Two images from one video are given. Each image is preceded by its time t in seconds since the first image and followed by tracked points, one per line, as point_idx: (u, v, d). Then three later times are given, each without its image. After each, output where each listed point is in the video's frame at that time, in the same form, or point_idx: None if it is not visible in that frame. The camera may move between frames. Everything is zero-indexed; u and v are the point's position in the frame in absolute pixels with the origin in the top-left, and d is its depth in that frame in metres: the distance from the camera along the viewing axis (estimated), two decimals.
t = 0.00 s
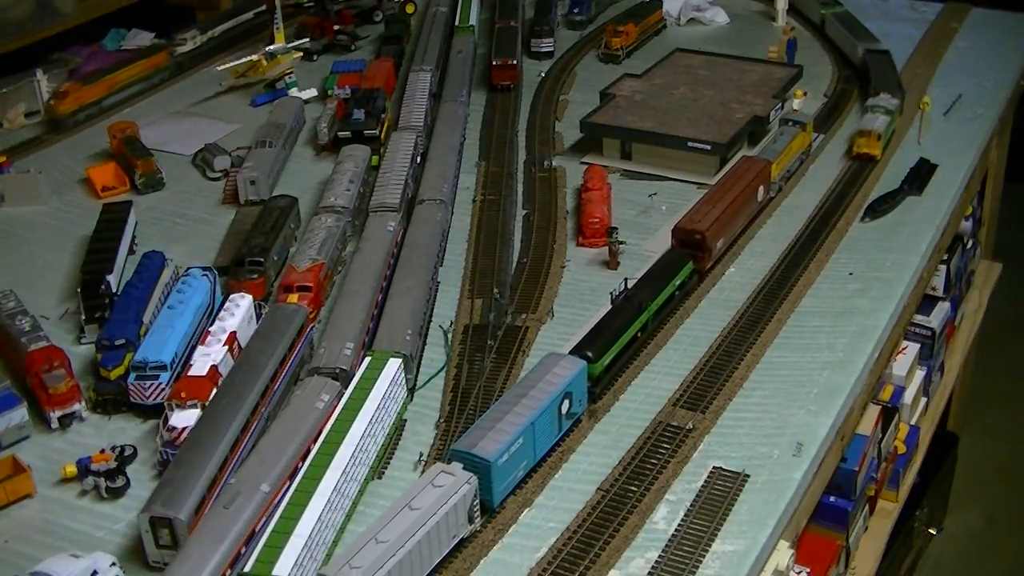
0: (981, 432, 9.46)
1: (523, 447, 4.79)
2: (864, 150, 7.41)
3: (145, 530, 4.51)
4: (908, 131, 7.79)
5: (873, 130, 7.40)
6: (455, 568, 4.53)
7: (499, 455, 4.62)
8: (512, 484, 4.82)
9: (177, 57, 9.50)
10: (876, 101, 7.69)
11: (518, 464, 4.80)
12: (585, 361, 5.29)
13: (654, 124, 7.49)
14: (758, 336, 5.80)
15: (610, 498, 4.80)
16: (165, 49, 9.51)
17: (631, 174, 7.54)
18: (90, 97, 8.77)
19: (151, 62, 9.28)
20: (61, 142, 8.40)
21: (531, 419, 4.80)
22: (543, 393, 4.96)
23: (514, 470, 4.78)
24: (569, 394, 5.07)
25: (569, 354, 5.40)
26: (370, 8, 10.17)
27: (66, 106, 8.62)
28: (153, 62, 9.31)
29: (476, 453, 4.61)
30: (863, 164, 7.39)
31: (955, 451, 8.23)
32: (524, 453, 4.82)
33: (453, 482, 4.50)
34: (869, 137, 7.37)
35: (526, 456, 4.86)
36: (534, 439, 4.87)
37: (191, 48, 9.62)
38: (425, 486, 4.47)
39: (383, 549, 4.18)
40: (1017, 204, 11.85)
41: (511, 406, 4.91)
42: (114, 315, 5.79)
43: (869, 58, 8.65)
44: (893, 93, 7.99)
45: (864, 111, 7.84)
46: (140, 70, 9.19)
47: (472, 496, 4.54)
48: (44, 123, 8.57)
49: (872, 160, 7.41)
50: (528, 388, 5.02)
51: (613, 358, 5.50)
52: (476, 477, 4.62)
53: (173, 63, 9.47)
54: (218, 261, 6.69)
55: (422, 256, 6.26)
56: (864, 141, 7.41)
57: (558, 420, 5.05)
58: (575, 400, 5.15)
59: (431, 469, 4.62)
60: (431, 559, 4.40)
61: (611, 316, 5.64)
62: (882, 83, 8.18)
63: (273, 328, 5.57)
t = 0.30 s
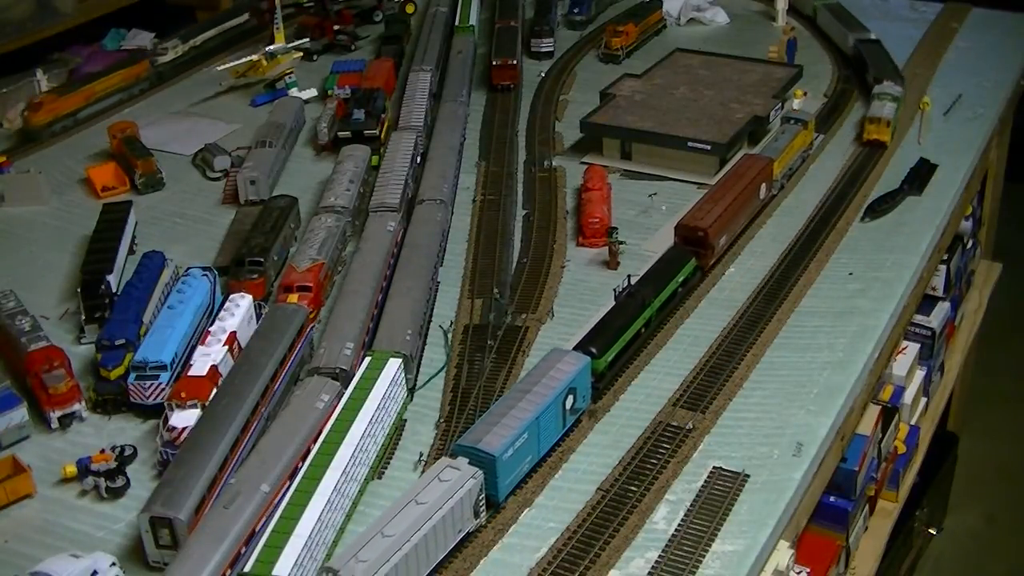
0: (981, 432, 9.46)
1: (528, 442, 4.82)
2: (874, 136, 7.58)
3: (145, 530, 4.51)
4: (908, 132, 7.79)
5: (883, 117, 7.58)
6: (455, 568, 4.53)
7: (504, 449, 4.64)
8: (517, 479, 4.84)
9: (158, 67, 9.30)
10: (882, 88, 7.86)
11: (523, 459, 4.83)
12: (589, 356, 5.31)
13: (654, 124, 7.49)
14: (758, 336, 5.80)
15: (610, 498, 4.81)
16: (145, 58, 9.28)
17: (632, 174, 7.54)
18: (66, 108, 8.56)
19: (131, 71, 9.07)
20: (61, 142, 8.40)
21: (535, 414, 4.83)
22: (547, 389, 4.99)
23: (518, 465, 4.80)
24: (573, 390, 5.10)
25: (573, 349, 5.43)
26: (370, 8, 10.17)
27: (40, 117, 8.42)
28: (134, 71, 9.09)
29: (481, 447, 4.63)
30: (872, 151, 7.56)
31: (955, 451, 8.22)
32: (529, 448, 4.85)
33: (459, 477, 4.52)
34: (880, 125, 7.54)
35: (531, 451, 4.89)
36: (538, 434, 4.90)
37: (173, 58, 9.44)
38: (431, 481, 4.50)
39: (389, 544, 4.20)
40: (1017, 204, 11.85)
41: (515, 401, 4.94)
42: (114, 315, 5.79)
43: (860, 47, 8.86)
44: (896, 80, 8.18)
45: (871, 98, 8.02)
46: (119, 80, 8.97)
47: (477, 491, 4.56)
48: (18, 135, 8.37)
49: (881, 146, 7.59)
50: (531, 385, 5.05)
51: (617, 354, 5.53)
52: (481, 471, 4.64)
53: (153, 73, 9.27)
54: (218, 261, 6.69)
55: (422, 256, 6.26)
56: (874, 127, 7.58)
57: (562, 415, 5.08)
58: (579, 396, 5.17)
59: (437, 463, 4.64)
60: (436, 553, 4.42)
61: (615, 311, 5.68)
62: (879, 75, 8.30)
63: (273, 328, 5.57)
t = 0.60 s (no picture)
0: (981, 432, 9.46)
1: (533, 437, 4.85)
2: (883, 123, 7.75)
3: (145, 530, 4.51)
4: (908, 132, 7.79)
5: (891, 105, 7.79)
6: (455, 568, 4.52)
7: (509, 445, 4.67)
8: (522, 474, 4.87)
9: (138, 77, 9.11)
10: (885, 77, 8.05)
11: (528, 454, 4.86)
12: (593, 352, 5.36)
13: (655, 124, 7.49)
14: (758, 337, 5.79)
15: (611, 498, 4.81)
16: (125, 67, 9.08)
17: (632, 174, 7.54)
18: (40, 119, 8.37)
19: (109, 82, 8.87)
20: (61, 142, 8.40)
21: (540, 409, 4.86)
22: (551, 384, 5.02)
23: (523, 460, 4.83)
24: (577, 385, 5.12)
25: (577, 345, 5.49)
26: (370, 8, 10.18)
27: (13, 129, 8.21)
28: (112, 82, 8.89)
29: (487, 442, 4.66)
30: (880, 137, 7.72)
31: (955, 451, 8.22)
32: (534, 443, 4.88)
33: (465, 471, 4.54)
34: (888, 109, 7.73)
35: (536, 446, 4.92)
36: (544, 429, 4.92)
37: (154, 68, 9.26)
38: (437, 476, 4.51)
39: (396, 537, 4.21)
40: (1017, 204, 11.85)
41: (521, 397, 4.97)
42: (114, 315, 5.79)
43: (851, 36, 9.06)
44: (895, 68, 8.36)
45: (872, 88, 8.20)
46: (96, 91, 8.78)
47: (483, 486, 4.58)
48: None
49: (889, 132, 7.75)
50: (536, 379, 5.08)
51: (622, 349, 5.58)
52: (486, 466, 4.67)
53: (132, 83, 9.08)
54: (218, 261, 6.69)
55: (422, 256, 6.27)
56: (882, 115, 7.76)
57: (567, 411, 5.10)
58: (583, 391, 5.20)
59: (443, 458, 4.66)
60: (443, 546, 4.44)
61: (618, 307, 5.74)
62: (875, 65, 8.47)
63: (273, 328, 5.57)
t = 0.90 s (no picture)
0: (981, 432, 9.46)
1: (538, 432, 4.88)
2: (888, 110, 7.93)
3: (145, 530, 4.51)
4: (908, 132, 7.79)
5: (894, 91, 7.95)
6: (455, 568, 4.52)
7: (514, 440, 4.69)
8: (527, 468, 4.90)
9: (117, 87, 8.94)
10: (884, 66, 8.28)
11: (533, 449, 4.89)
12: (597, 348, 5.37)
13: (655, 124, 7.49)
14: (758, 337, 5.79)
15: (611, 498, 4.81)
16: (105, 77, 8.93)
17: (632, 174, 7.54)
18: (16, 130, 8.22)
19: (86, 92, 8.72)
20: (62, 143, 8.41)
21: (545, 404, 4.87)
22: (556, 379, 5.03)
23: (528, 455, 4.85)
24: (581, 381, 5.14)
25: (581, 341, 5.49)
26: (370, 8, 10.18)
27: None
28: (89, 92, 8.75)
29: (492, 437, 4.68)
30: (886, 124, 7.89)
31: (955, 451, 8.22)
32: (538, 438, 4.90)
33: (471, 466, 4.57)
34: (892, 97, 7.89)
35: (541, 441, 4.94)
36: (548, 425, 4.95)
37: (133, 79, 9.03)
38: (443, 470, 4.55)
39: (403, 531, 4.24)
40: (1017, 204, 11.85)
41: (525, 392, 4.98)
42: (114, 315, 5.79)
43: (842, 26, 9.26)
44: (889, 57, 8.56)
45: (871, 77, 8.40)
46: (73, 101, 8.64)
47: (489, 480, 4.61)
48: None
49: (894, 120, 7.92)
50: (541, 374, 5.10)
51: (626, 345, 5.61)
52: (492, 461, 4.69)
53: (111, 94, 8.93)
54: (218, 261, 6.69)
55: (422, 256, 6.27)
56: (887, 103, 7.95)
57: (571, 407, 5.13)
58: (587, 387, 5.23)
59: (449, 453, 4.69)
60: (449, 540, 4.47)
61: (621, 303, 5.73)
62: (871, 54, 8.62)
63: (273, 328, 5.57)
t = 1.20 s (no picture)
0: (981, 432, 9.45)
1: (544, 426, 4.90)
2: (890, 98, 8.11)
3: (145, 530, 4.51)
4: (908, 131, 7.79)
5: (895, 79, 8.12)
6: (455, 568, 4.52)
7: (519, 434, 4.72)
8: (532, 463, 4.93)
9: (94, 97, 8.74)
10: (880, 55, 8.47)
11: (538, 443, 4.91)
12: (601, 344, 5.42)
13: (654, 124, 7.49)
14: (757, 337, 5.79)
15: (611, 498, 4.81)
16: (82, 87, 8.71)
17: (632, 174, 7.54)
18: None
19: (61, 102, 8.51)
20: (62, 142, 8.40)
21: (549, 399, 4.90)
22: (561, 373, 5.07)
23: (533, 449, 4.88)
24: (585, 376, 5.17)
25: (586, 337, 5.54)
26: (370, 8, 10.18)
27: None
28: (65, 103, 8.54)
29: (497, 432, 4.71)
30: (888, 111, 8.09)
31: (955, 451, 8.22)
32: (543, 433, 4.93)
33: (477, 461, 4.59)
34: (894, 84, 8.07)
35: (546, 436, 4.97)
36: (553, 419, 4.98)
37: (112, 88, 8.87)
38: (449, 465, 4.58)
39: (410, 525, 4.28)
40: (1017, 204, 11.85)
41: (529, 387, 5.01)
42: (114, 315, 5.79)
43: (832, 18, 9.42)
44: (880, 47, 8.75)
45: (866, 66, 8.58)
46: (47, 112, 8.45)
47: (495, 475, 4.64)
48: None
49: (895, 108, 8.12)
50: (546, 369, 5.13)
51: (628, 341, 5.64)
52: (498, 456, 4.72)
53: (88, 104, 8.72)
54: (218, 261, 6.68)
55: (422, 256, 6.27)
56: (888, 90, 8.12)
57: (575, 402, 5.16)
58: (592, 382, 5.25)
59: (455, 447, 4.72)
60: (455, 534, 4.49)
61: (623, 303, 5.76)
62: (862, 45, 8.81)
63: (273, 328, 5.56)
